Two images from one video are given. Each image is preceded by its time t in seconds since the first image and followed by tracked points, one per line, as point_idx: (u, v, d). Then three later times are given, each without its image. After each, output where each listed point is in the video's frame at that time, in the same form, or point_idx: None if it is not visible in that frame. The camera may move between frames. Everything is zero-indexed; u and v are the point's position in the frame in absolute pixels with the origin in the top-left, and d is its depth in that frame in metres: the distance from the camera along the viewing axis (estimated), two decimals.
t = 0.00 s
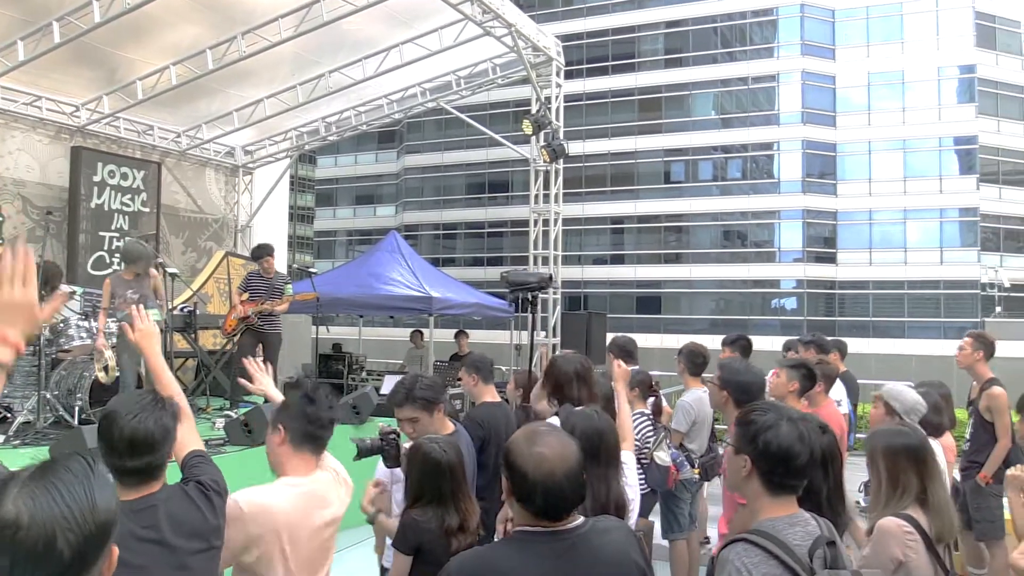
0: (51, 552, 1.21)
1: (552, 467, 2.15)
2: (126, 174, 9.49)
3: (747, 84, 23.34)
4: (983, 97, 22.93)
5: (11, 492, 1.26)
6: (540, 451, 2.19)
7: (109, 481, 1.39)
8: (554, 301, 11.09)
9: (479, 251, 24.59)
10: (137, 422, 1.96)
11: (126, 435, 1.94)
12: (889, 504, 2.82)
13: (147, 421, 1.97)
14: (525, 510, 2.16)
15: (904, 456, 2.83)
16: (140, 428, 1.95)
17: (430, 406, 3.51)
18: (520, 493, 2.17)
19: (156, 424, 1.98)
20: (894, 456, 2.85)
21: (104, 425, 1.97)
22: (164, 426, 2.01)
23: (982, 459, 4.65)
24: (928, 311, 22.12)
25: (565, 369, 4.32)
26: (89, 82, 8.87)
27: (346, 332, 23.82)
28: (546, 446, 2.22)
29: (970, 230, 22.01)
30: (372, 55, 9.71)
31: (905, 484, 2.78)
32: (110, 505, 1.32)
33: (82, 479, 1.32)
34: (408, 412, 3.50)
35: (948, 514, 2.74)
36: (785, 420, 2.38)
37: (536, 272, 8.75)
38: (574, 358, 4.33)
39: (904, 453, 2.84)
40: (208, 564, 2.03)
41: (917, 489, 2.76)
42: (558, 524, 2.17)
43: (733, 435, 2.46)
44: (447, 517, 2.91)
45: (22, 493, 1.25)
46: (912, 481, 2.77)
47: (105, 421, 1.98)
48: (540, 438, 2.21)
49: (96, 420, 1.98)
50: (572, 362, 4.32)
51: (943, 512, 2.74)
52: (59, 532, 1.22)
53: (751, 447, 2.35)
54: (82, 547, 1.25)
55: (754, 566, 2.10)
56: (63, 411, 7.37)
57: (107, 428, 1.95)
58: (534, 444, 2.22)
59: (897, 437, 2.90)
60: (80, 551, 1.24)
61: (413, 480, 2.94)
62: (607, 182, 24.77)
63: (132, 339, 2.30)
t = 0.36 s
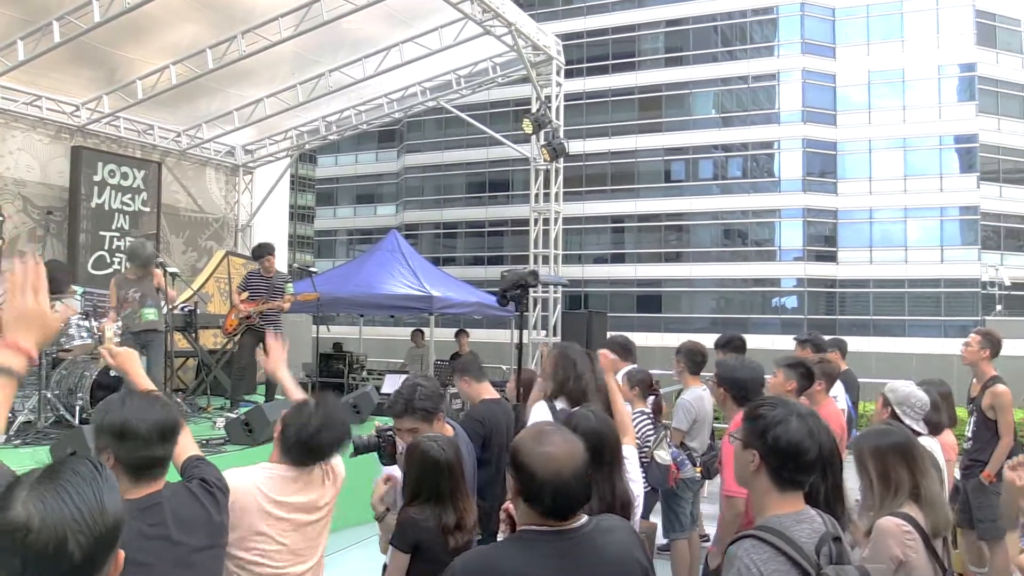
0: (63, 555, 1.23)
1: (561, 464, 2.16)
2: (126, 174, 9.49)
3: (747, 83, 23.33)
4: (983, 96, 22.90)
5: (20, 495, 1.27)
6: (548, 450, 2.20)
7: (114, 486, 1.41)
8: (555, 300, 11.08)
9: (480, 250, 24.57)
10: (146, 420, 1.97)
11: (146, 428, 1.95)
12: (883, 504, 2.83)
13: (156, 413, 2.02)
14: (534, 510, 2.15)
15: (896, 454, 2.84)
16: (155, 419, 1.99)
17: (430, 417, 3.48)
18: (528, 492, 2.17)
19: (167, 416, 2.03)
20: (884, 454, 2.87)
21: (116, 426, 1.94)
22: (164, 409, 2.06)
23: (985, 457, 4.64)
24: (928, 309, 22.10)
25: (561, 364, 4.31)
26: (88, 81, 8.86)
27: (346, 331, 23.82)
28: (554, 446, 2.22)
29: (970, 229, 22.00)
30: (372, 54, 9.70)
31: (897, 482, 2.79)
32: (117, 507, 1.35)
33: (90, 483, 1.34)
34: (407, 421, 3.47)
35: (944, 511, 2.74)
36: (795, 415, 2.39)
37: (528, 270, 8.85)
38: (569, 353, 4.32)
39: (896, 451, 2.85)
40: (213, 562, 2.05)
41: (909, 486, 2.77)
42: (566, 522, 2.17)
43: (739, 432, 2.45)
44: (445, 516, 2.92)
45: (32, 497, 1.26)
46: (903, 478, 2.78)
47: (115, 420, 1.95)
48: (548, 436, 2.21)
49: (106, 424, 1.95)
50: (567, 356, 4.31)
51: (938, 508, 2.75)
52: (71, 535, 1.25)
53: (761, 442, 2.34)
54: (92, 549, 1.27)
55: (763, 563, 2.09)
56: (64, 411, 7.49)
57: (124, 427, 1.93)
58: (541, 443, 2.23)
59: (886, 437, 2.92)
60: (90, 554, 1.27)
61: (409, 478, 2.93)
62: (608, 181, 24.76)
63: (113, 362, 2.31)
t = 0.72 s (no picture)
0: (95, 544, 1.32)
1: (594, 462, 2.12)
2: (148, 177, 9.58)
3: (767, 80, 23.14)
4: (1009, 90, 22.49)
5: (50, 489, 1.37)
6: (580, 448, 2.15)
7: (142, 476, 1.54)
8: (575, 299, 11.01)
9: (500, 250, 24.56)
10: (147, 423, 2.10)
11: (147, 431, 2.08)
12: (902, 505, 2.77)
13: (163, 416, 2.14)
14: (567, 509, 2.12)
15: (914, 453, 2.80)
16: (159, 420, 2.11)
17: (446, 407, 3.55)
18: (560, 492, 2.12)
19: (177, 417, 2.16)
20: (902, 454, 2.82)
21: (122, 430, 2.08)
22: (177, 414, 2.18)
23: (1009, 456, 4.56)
24: (953, 307, 21.74)
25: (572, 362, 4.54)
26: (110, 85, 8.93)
27: (367, 332, 23.93)
28: (586, 446, 2.16)
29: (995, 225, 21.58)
30: (391, 55, 9.68)
31: (916, 482, 2.73)
32: (143, 500, 1.45)
33: (116, 476, 1.45)
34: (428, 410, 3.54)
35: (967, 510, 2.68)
36: (824, 417, 2.35)
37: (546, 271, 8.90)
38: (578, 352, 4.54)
39: (915, 450, 2.80)
40: (239, 563, 2.14)
41: (928, 486, 2.71)
42: (596, 520, 2.14)
43: (767, 432, 2.40)
44: (465, 517, 2.89)
45: (62, 490, 1.37)
46: (922, 477, 2.73)
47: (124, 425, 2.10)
48: (579, 434, 2.17)
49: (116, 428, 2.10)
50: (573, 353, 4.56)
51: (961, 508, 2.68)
52: (102, 524, 1.35)
53: (790, 444, 2.30)
54: (121, 540, 1.36)
55: (794, 564, 2.03)
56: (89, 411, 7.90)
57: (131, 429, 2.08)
58: (572, 441, 2.17)
59: (904, 437, 2.87)
60: (122, 541, 1.36)
61: (432, 477, 2.91)
62: (627, 180, 24.66)
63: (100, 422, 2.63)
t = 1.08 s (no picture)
0: (156, 539, 1.39)
1: (652, 462, 2.18)
2: (200, 180, 9.75)
3: (820, 73, 22.59)
4: None
5: (114, 484, 1.45)
6: (639, 448, 2.21)
7: (201, 468, 1.58)
8: (624, 300, 10.76)
9: (547, 250, 24.41)
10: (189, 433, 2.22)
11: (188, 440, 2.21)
12: (962, 512, 2.54)
13: (200, 421, 2.25)
14: (624, 509, 2.17)
15: (976, 455, 2.59)
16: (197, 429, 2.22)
17: (491, 400, 3.64)
18: (619, 492, 2.18)
19: (215, 423, 2.25)
20: (961, 456, 2.61)
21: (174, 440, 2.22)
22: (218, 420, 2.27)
23: None
24: (1018, 305, 20.68)
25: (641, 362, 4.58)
26: (162, 91, 9.08)
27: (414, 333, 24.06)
28: (644, 445, 2.22)
29: None
30: (437, 57, 9.64)
31: (975, 486, 2.52)
32: (204, 491, 1.52)
33: (176, 470, 1.51)
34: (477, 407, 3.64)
35: None
36: (884, 417, 2.24)
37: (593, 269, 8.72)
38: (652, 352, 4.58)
39: (976, 453, 2.59)
40: (287, 561, 2.26)
41: (991, 491, 2.50)
42: (652, 521, 2.19)
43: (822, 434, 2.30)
44: (512, 520, 2.90)
45: (124, 486, 1.44)
46: (982, 482, 2.52)
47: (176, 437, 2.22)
48: (637, 435, 2.22)
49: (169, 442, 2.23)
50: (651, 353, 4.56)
51: None
52: (161, 519, 1.41)
53: (849, 443, 2.19)
54: (184, 533, 1.43)
55: (858, 568, 1.88)
56: (145, 410, 8.28)
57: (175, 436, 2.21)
58: (630, 441, 2.23)
59: (969, 438, 2.65)
60: (183, 536, 1.43)
61: (479, 477, 2.93)
62: (677, 178, 24.32)
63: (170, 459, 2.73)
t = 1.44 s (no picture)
0: (214, 541, 1.36)
1: (719, 469, 2.00)
2: (255, 184, 9.78)
3: (887, 64, 21.65)
4: None
5: (174, 485, 1.42)
6: (707, 454, 2.01)
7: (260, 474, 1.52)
8: (682, 301, 10.26)
9: (604, 250, 24.01)
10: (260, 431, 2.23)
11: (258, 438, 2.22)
12: None
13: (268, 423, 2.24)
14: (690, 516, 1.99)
15: None
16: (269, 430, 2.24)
17: (550, 403, 3.42)
18: (682, 500, 2.01)
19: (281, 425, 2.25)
20: None
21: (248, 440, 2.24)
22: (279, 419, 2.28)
23: None
24: None
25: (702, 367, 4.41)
26: (217, 95, 9.14)
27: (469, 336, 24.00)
28: (712, 451, 2.02)
29: None
30: (490, 55, 9.43)
31: None
32: (263, 496, 1.46)
33: (236, 471, 1.46)
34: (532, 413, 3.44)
35: None
36: (975, 429, 2.03)
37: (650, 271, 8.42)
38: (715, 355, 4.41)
39: None
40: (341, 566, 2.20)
41: None
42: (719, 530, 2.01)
43: (909, 440, 2.11)
44: (570, 524, 2.78)
45: (184, 487, 1.41)
46: None
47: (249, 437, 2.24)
48: (704, 439, 2.02)
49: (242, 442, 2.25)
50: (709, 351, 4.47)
51: None
52: (220, 521, 1.38)
53: (934, 454, 2.00)
54: (242, 535, 1.39)
55: None
56: (202, 412, 8.49)
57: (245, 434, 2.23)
58: (696, 447, 2.05)
59: None
60: (241, 539, 1.39)
61: (537, 482, 2.83)
62: (737, 175, 23.73)
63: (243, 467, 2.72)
